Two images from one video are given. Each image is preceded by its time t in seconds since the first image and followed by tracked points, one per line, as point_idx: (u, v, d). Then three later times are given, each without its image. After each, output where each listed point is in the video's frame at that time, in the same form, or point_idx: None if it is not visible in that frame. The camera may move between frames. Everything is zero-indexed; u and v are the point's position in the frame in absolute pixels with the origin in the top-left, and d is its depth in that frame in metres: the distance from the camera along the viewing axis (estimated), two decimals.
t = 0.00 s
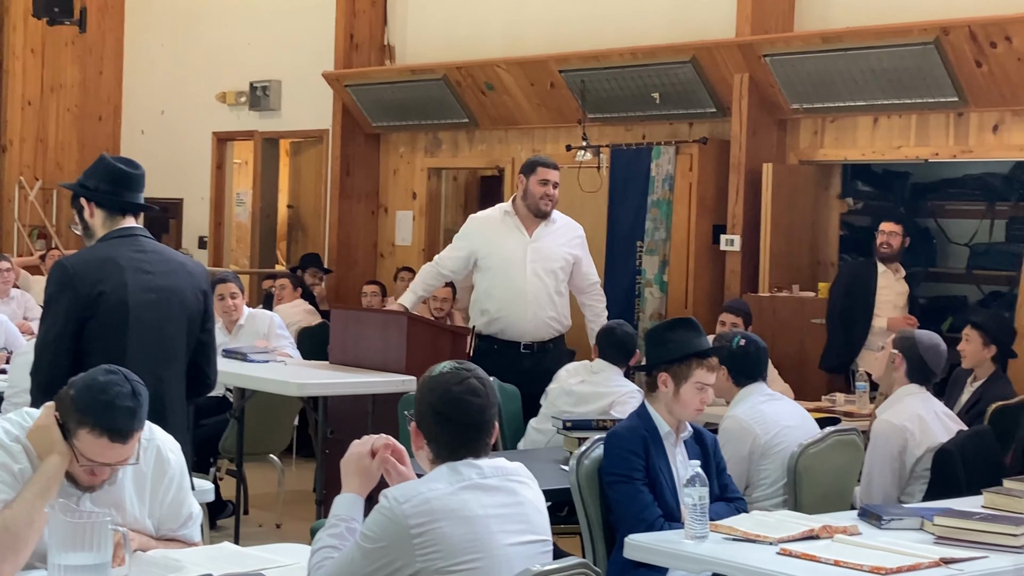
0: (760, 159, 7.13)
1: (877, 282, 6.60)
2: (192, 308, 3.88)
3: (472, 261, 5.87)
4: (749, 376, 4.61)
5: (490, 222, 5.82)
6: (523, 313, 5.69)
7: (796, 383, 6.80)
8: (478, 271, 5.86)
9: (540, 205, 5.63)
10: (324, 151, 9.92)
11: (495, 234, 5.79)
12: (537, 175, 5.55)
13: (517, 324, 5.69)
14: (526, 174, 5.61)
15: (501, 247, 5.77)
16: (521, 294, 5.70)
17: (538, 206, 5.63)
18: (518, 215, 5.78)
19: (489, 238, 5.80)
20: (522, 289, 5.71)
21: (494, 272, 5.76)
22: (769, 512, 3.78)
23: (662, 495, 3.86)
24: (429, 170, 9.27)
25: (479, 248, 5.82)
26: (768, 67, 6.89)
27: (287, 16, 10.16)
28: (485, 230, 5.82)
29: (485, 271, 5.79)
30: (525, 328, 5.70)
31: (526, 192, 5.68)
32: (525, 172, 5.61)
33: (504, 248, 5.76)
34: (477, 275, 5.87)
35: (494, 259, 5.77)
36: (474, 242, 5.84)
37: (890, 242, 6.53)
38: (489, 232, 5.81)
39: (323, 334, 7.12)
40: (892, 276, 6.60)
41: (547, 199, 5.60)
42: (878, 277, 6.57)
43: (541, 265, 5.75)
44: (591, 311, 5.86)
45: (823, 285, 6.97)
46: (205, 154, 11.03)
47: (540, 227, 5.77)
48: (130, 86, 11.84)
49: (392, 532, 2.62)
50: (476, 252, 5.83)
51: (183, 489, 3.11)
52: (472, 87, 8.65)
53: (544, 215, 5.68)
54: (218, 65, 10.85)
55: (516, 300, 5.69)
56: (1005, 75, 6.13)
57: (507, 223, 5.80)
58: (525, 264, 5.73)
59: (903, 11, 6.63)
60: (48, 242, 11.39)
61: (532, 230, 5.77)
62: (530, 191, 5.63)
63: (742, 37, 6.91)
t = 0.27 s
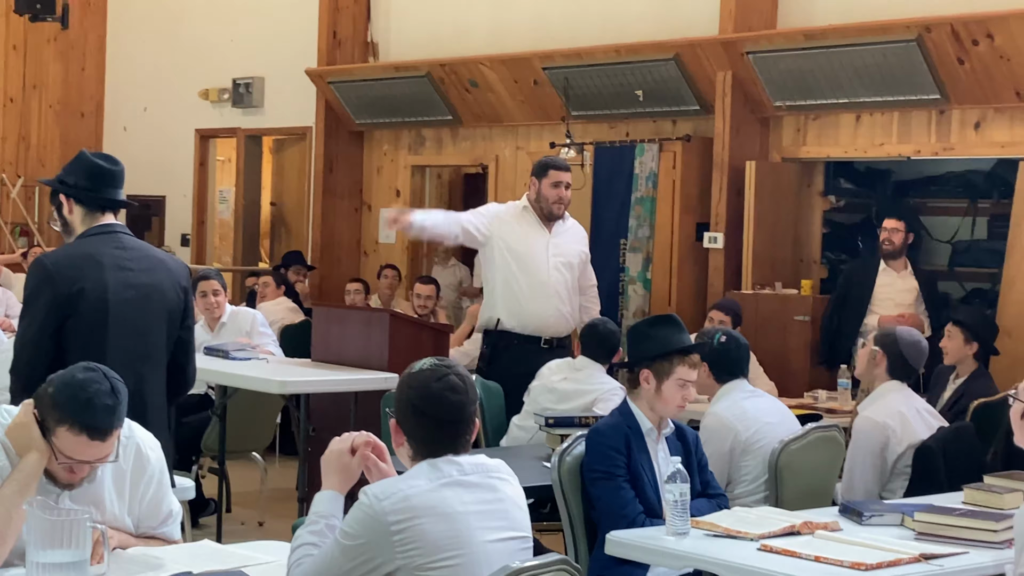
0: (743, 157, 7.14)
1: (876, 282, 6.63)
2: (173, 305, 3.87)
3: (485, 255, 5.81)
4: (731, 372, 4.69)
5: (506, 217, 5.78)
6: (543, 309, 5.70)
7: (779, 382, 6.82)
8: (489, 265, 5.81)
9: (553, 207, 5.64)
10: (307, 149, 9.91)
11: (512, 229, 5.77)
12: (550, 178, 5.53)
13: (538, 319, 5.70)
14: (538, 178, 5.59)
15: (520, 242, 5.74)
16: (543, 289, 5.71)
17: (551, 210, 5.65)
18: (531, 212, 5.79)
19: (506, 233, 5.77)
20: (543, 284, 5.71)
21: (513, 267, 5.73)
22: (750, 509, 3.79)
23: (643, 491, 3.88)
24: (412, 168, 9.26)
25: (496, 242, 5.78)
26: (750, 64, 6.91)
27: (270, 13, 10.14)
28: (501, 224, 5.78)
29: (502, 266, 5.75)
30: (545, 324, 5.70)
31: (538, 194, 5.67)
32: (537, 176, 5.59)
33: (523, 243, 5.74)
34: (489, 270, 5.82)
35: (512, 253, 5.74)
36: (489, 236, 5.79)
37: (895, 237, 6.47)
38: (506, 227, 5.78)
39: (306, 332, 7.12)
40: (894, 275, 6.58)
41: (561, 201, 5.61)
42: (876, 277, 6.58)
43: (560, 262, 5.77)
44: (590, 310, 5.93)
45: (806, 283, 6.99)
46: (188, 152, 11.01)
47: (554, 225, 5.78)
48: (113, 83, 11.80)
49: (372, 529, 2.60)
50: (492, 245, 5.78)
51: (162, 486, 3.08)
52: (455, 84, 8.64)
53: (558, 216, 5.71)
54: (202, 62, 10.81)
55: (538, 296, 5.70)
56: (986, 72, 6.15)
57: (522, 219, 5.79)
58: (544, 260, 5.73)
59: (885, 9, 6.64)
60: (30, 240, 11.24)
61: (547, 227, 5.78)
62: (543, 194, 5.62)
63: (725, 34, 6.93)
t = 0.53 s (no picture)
0: (726, 149, 7.11)
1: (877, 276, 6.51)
2: (149, 299, 3.80)
3: (499, 250, 5.60)
4: (714, 367, 4.66)
5: (520, 210, 5.60)
6: (555, 303, 5.68)
7: (761, 377, 6.78)
8: (497, 260, 5.64)
9: (549, 199, 5.60)
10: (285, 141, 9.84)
11: (527, 223, 5.61)
12: (545, 168, 5.50)
13: (554, 313, 5.68)
14: (532, 170, 5.55)
15: (537, 237, 5.63)
16: (556, 283, 5.69)
17: (547, 201, 5.60)
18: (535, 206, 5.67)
19: (525, 227, 5.59)
20: (555, 277, 5.69)
21: (531, 262, 5.62)
22: (733, 505, 3.75)
23: (625, 487, 3.84)
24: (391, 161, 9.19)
25: (516, 237, 5.57)
26: (733, 56, 6.86)
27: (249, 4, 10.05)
28: (519, 218, 5.58)
29: (519, 260, 5.60)
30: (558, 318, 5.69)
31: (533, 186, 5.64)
32: (530, 169, 5.55)
33: (536, 236, 5.62)
34: (501, 265, 5.61)
35: (531, 248, 5.61)
36: (508, 231, 5.56)
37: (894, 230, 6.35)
38: (522, 222, 5.60)
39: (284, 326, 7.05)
40: (894, 269, 6.43)
41: (557, 191, 5.59)
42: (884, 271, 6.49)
43: (565, 254, 5.75)
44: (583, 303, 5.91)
45: (789, 277, 6.96)
46: (164, 144, 10.91)
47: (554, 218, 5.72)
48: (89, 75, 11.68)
49: (351, 527, 2.53)
50: (512, 239, 5.56)
51: (139, 482, 2.99)
52: (435, 76, 8.58)
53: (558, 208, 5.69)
54: (179, 54, 10.71)
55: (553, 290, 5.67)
56: (971, 64, 6.13)
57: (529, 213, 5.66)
58: (555, 255, 5.68)
59: None
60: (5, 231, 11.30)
61: (551, 220, 5.71)
62: (539, 185, 5.59)
63: (708, 26, 6.88)
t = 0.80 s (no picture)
0: (710, 135, 6.98)
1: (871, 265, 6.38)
2: (114, 292, 3.63)
3: (505, 245, 5.50)
4: (698, 359, 4.52)
5: (525, 202, 5.53)
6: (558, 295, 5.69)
7: (743, 368, 6.65)
8: (502, 256, 5.54)
9: (549, 188, 5.59)
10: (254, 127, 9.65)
11: (534, 217, 5.55)
12: (546, 159, 5.50)
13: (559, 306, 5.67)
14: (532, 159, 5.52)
15: (543, 230, 5.58)
16: (558, 276, 5.70)
17: (547, 191, 5.59)
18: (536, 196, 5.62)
19: (531, 220, 5.53)
20: (558, 270, 5.68)
21: (537, 256, 5.58)
22: (715, 502, 3.62)
23: (605, 484, 3.71)
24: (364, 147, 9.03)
25: (523, 231, 5.51)
26: (716, 39, 6.72)
27: None
28: (526, 211, 5.52)
29: (525, 255, 5.54)
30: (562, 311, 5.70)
31: (532, 176, 5.60)
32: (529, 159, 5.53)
33: (541, 229, 5.57)
34: (507, 260, 5.52)
35: (537, 241, 5.56)
36: (515, 225, 5.48)
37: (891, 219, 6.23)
38: (528, 215, 5.53)
39: (253, 318, 6.88)
40: (888, 258, 6.32)
41: (558, 181, 5.58)
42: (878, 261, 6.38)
43: (565, 246, 5.74)
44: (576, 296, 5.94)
45: (773, 267, 6.84)
46: (129, 130, 10.69)
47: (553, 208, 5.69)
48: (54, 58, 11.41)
49: (321, 526, 2.38)
50: (520, 234, 5.49)
51: (104, 480, 2.83)
52: (410, 60, 8.39)
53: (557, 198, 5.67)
54: (147, 37, 10.48)
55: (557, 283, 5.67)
56: (960, 49, 6.01)
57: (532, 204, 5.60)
58: (558, 247, 5.66)
59: None
60: None
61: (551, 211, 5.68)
62: (538, 175, 5.57)
63: (690, 9, 6.73)
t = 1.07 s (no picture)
0: (685, 124, 6.86)
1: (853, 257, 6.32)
2: (69, 285, 3.45)
3: (506, 241, 5.32)
4: (672, 356, 4.42)
5: (524, 196, 5.35)
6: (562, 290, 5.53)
7: (716, 363, 6.53)
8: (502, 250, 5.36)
9: (548, 178, 5.40)
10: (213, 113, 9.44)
11: (532, 209, 5.37)
12: (544, 148, 5.30)
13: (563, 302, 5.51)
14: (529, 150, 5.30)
15: (543, 223, 5.41)
16: (560, 270, 5.53)
17: (547, 181, 5.39)
18: (534, 188, 5.43)
19: (531, 214, 5.35)
20: (559, 263, 5.51)
21: (539, 250, 5.40)
22: (690, 502, 3.48)
23: (578, 483, 3.56)
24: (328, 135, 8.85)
25: (524, 226, 5.33)
26: (692, 25, 6.58)
27: None
28: (525, 205, 5.33)
29: (527, 250, 5.36)
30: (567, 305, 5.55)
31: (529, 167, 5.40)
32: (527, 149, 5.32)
33: (541, 222, 5.39)
34: (508, 258, 5.34)
35: (539, 235, 5.38)
36: (516, 221, 5.30)
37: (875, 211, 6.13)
38: (528, 209, 5.34)
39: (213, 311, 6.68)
40: (872, 253, 6.25)
41: (557, 170, 5.39)
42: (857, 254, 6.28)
43: (566, 238, 5.57)
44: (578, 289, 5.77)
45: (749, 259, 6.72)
46: (84, 116, 10.43)
47: (553, 200, 5.51)
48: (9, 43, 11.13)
49: (284, 528, 2.24)
50: (521, 230, 5.31)
51: (57, 481, 2.75)
52: (376, 45, 8.20)
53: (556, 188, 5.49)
54: (105, 22, 10.24)
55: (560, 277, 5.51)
56: (942, 36, 5.90)
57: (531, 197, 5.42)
58: (559, 239, 5.49)
59: None
60: None
61: (551, 202, 5.49)
62: (536, 165, 5.37)
63: None
